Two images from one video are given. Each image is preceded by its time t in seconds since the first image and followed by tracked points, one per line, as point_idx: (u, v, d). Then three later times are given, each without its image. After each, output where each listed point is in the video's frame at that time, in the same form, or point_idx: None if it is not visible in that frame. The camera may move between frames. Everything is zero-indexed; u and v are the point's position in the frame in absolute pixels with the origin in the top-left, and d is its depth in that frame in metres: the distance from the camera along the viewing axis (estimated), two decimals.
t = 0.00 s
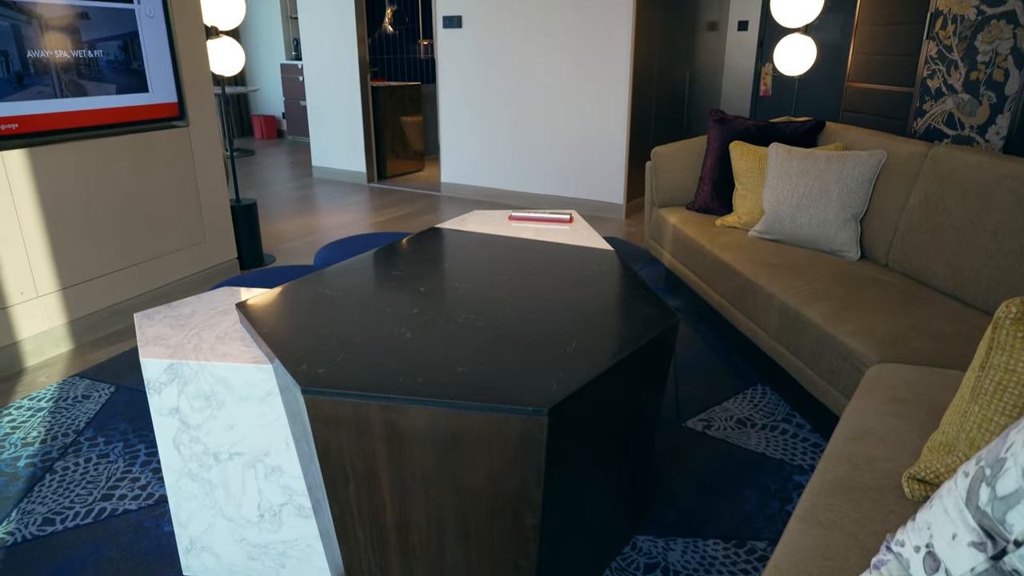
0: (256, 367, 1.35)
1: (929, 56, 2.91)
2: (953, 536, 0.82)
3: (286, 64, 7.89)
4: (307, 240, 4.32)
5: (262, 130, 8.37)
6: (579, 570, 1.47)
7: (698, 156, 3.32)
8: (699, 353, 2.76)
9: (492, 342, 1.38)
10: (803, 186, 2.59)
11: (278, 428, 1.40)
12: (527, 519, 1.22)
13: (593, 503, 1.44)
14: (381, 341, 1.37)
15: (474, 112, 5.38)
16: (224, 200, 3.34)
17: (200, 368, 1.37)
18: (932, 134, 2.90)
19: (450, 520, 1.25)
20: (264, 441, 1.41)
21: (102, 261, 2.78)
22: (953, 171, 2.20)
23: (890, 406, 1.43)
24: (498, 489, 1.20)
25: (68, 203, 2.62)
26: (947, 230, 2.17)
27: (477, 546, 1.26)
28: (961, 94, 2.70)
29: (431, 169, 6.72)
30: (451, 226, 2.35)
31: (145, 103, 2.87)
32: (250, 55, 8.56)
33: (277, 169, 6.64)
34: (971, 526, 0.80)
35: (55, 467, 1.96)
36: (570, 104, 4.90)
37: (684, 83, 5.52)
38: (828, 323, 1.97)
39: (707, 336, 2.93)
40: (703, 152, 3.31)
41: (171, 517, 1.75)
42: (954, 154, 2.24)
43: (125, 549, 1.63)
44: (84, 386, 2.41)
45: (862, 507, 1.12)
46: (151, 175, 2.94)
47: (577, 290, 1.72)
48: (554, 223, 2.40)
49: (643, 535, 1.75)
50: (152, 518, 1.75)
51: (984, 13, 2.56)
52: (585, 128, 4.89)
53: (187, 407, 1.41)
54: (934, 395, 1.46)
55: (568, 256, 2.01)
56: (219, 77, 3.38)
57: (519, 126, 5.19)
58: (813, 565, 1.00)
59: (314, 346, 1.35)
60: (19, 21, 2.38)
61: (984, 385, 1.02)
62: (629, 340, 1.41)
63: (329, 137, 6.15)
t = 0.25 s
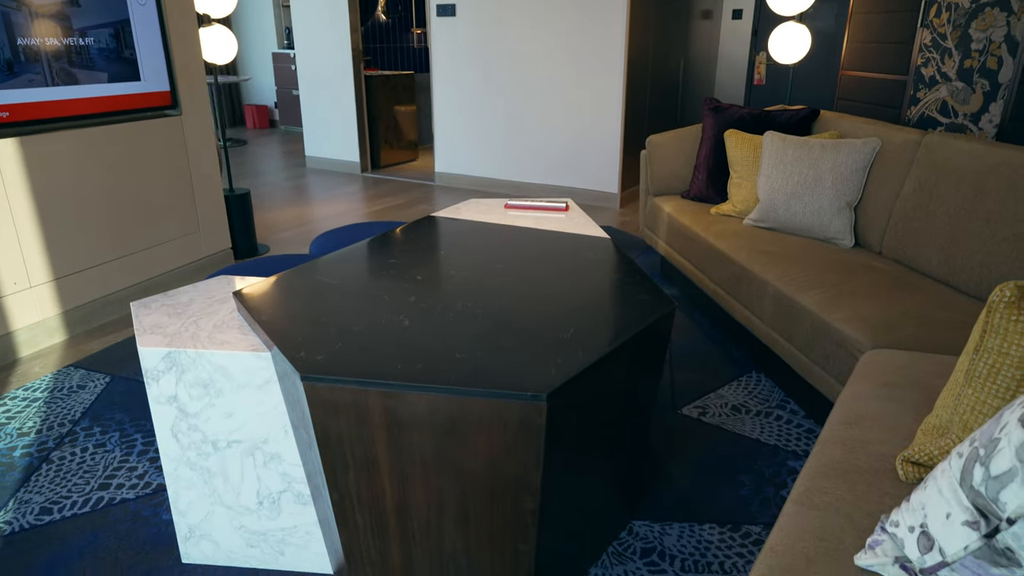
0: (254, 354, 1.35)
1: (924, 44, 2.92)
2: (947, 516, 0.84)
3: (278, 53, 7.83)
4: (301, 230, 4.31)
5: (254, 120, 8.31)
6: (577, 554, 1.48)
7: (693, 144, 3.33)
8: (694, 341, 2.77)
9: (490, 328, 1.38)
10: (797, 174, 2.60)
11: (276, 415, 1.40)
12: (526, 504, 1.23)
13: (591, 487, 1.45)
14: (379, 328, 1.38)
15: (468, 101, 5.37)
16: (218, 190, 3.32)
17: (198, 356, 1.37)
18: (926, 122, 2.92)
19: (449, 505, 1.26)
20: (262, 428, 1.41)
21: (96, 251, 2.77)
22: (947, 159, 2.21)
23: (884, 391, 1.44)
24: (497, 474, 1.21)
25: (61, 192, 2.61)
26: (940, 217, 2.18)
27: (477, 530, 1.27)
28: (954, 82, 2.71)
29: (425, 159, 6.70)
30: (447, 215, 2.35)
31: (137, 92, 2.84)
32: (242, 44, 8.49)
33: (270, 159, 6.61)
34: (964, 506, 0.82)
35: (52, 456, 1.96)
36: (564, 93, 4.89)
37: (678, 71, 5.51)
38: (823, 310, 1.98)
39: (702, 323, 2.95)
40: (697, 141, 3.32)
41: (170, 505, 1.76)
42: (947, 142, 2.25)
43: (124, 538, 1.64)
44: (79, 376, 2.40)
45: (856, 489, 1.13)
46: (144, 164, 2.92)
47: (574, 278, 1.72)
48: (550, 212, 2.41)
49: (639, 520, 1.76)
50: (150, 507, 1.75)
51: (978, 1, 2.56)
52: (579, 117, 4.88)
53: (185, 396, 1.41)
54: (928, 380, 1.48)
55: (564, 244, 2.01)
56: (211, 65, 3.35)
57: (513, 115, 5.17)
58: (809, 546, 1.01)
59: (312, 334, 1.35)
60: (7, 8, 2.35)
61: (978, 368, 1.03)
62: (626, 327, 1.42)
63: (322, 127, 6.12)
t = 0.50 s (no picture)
0: (243, 347, 1.35)
1: (908, 35, 2.95)
2: (933, 500, 0.86)
3: (262, 45, 7.74)
4: (287, 223, 4.28)
5: (239, 112, 8.22)
6: (568, 543, 1.49)
7: (681, 136, 3.34)
8: (683, 332, 2.79)
9: (481, 319, 1.39)
10: (784, 165, 2.62)
11: (266, 408, 1.39)
12: (518, 494, 1.23)
13: (582, 477, 1.46)
14: (370, 321, 1.37)
15: (455, 93, 5.34)
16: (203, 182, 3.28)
17: (187, 348, 1.36)
18: (911, 113, 2.96)
19: (442, 496, 1.26)
20: (252, 422, 1.41)
21: (79, 244, 2.73)
22: (931, 150, 2.24)
23: (871, 379, 1.46)
24: (490, 465, 1.22)
25: (43, 185, 2.57)
26: (925, 208, 2.20)
27: (469, 520, 1.28)
28: (939, 73, 2.74)
29: (412, 151, 6.67)
30: (436, 207, 2.35)
31: (120, 83, 2.80)
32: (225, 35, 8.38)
33: (256, 152, 6.55)
34: (951, 490, 0.83)
35: (38, 451, 1.94)
36: (552, 85, 4.88)
37: (665, 63, 5.51)
38: (810, 300, 2.00)
39: (690, 314, 2.96)
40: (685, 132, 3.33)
41: (159, 499, 1.75)
42: (931, 133, 2.27)
43: (114, 532, 1.63)
44: (64, 371, 2.38)
45: (844, 476, 1.15)
46: (128, 157, 2.89)
47: (565, 269, 1.73)
48: (539, 203, 2.40)
49: (630, 509, 1.78)
50: (139, 501, 1.74)
51: None
52: (567, 109, 4.87)
53: (174, 389, 1.40)
54: (914, 368, 1.50)
55: (554, 236, 2.01)
56: (195, 56, 3.30)
57: (501, 107, 5.15)
58: (799, 532, 1.02)
59: (302, 326, 1.35)
60: None
61: (963, 356, 1.04)
62: (617, 318, 1.42)
63: (308, 119, 6.07)
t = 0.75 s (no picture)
0: (234, 343, 1.33)
1: (895, 29, 2.96)
2: (925, 489, 0.87)
3: (247, 38, 7.66)
4: (275, 218, 4.24)
5: (223, 107, 8.13)
6: (562, 536, 1.50)
7: (669, 129, 3.34)
8: (673, 325, 2.80)
9: (474, 313, 1.38)
10: (773, 158, 2.63)
11: (258, 405, 1.39)
12: (512, 488, 1.24)
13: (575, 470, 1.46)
14: (362, 315, 1.37)
15: (442, 87, 5.31)
16: (189, 178, 3.24)
17: (176, 345, 1.34)
18: (898, 106, 2.98)
19: (436, 490, 1.26)
20: (244, 418, 1.40)
21: (63, 240, 2.69)
22: (918, 142, 2.25)
23: (861, 370, 1.48)
24: (484, 459, 1.21)
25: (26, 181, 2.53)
26: (912, 200, 2.22)
27: (463, 515, 1.28)
28: (925, 67, 2.76)
29: (400, 145, 6.63)
30: (427, 202, 2.34)
31: (104, 77, 2.77)
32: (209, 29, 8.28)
33: (241, 147, 6.48)
34: (943, 479, 0.84)
35: (24, 450, 1.92)
36: (540, 78, 4.87)
37: (653, 57, 5.51)
38: (800, 292, 2.02)
39: (680, 307, 2.98)
40: (674, 126, 3.33)
41: (149, 497, 1.73)
42: (918, 126, 2.29)
43: (103, 531, 1.61)
44: (50, 369, 2.35)
45: (836, 466, 1.16)
46: (112, 152, 2.85)
47: (556, 262, 1.72)
48: (529, 197, 2.40)
49: (622, 501, 1.79)
50: (129, 499, 1.72)
51: None
52: (555, 102, 4.86)
53: (164, 385, 1.38)
54: (903, 359, 1.51)
55: (545, 230, 2.01)
56: (180, 50, 3.26)
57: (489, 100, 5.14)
58: (792, 522, 1.03)
59: (294, 321, 1.34)
60: None
61: (953, 346, 1.05)
62: (609, 311, 1.42)
63: (294, 113, 6.02)
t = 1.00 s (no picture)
0: (224, 341, 1.32)
1: (880, 22, 2.98)
2: (920, 480, 0.87)
3: (229, 32, 7.56)
4: (260, 213, 4.20)
5: (206, 101, 8.03)
6: (555, 530, 1.50)
7: (657, 123, 3.35)
8: (662, 318, 2.81)
9: (466, 309, 1.37)
10: (761, 151, 2.64)
11: (248, 403, 1.37)
12: (506, 484, 1.23)
13: (568, 465, 1.46)
14: (354, 311, 1.35)
15: (428, 80, 5.28)
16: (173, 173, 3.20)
17: (165, 343, 1.32)
18: (883, 100, 3.00)
19: (429, 486, 1.25)
20: (234, 416, 1.38)
21: (43, 237, 2.65)
22: (904, 135, 2.27)
23: (851, 362, 1.49)
24: (478, 455, 1.21)
25: (4, 177, 2.48)
26: (898, 193, 2.24)
27: (457, 511, 1.27)
28: (910, 60, 2.77)
29: (386, 140, 6.59)
30: (416, 196, 2.33)
31: (84, 71, 2.72)
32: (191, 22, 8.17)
33: (225, 141, 6.41)
34: (937, 470, 0.85)
35: (8, 451, 1.88)
36: (526, 72, 4.85)
37: (639, 50, 5.50)
38: (789, 285, 2.03)
39: (669, 300, 2.98)
40: (661, 119, 3.34)
41: (137, 497, 1.71)
42: (904, 119, 2.31)
43: (91, 532, 1.59)
44: (32, 368, 2.31)
45: (829, 457, 1.16)
46: (93, 147, 2.80)
47: (548, 257, 1.72)
48: (519, 191, 2.40)
49: (615, 495, 1.79)
50: (117, 499, 1.70)
51: None
52: (541, 96, 4.85)
53: (152, 384, 1.36)
54: (892, 350, 1.52)
55: (535, 224, 2.01)
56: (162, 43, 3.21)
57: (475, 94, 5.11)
58: (787, 514, 1.04)
59: (284, 318, 1.32)
60: None
61: (944, 338, 1.06)
62: (602, 305, 1.42)
63: (279, 108, 5.95)
